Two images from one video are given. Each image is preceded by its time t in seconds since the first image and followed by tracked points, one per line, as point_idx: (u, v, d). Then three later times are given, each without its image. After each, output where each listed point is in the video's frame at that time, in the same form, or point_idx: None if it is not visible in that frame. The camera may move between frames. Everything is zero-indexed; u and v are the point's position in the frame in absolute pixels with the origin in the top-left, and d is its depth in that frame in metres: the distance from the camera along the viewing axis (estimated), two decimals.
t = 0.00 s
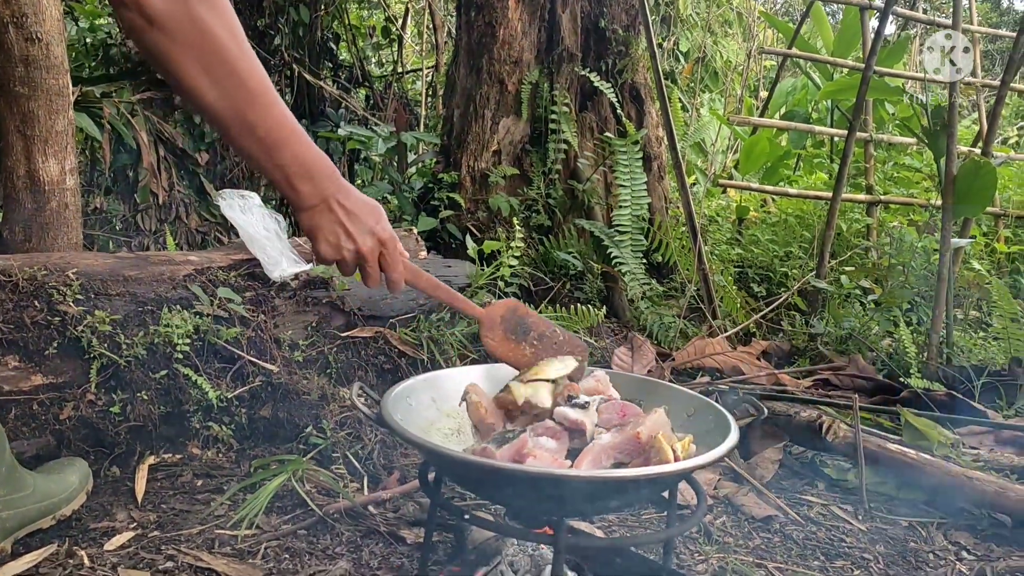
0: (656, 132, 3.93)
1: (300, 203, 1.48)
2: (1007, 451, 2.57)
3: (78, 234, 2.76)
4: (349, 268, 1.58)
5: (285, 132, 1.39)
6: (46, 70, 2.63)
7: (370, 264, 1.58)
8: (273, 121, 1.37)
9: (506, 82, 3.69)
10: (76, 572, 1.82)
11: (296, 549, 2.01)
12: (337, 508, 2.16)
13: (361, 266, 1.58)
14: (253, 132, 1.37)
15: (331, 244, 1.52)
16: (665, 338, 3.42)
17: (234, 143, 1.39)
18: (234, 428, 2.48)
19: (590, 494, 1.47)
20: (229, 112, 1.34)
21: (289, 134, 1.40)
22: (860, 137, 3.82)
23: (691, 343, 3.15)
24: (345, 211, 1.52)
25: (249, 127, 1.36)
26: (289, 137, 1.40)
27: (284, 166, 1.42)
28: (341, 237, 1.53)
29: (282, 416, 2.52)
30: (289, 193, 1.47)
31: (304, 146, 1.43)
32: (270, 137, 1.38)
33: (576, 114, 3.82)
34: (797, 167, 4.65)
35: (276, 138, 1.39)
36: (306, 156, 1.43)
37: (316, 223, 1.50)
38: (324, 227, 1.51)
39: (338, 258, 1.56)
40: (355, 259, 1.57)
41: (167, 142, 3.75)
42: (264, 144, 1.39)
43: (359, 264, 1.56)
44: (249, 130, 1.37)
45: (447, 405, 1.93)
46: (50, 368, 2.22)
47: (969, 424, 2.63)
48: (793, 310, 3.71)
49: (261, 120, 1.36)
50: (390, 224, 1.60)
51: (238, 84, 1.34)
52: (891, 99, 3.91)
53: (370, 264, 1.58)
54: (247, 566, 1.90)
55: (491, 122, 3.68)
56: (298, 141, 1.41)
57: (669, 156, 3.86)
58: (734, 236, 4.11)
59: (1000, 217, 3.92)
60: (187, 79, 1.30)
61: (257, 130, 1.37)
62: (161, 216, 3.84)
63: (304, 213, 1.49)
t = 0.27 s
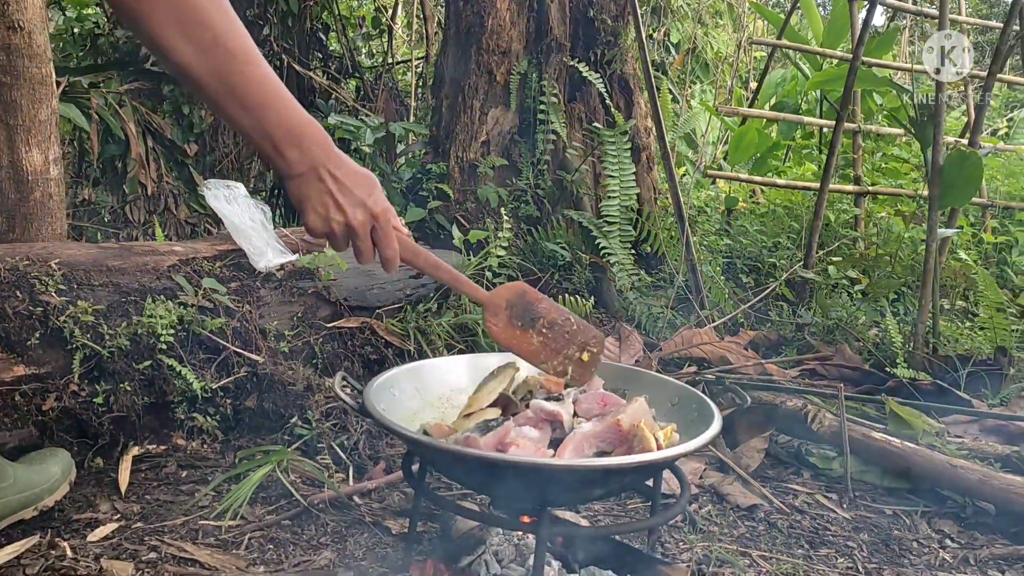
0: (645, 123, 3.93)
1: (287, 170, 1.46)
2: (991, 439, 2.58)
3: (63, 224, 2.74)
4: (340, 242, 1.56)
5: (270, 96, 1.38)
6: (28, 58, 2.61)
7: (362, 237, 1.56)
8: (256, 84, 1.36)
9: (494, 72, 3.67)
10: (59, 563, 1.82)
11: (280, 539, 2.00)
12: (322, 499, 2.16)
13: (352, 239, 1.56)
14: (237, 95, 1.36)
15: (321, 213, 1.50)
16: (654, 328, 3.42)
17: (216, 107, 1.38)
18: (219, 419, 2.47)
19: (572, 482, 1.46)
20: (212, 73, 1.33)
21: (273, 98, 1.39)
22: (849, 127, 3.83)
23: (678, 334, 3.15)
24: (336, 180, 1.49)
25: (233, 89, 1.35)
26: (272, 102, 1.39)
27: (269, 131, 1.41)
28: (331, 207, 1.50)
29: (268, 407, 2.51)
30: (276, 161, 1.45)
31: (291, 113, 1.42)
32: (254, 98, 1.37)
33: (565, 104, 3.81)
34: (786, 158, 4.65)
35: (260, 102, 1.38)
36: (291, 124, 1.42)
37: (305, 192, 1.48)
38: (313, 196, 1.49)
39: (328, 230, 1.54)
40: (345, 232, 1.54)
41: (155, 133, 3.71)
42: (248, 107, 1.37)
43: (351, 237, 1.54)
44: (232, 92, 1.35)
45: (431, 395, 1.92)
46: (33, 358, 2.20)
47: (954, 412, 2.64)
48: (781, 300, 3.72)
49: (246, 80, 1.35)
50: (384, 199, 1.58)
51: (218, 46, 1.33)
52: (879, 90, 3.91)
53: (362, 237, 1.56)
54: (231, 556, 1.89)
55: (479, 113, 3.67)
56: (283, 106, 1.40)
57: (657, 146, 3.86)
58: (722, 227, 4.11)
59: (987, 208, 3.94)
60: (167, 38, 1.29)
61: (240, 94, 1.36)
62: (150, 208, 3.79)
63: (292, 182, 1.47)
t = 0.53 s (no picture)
0: (627, 114, 3.93)
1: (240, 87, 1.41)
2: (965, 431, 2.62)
3: (37, 213, 2.70)
4: (298, 169, 1.47)
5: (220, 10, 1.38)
6: None
7: (323, 162, 1.48)
8: None
9: (476, 62, 3.66)
10: (30, 556, 1.79)
11: (256, 531, 1.99)
12: (298, 490, 2.15)
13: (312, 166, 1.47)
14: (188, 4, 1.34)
15: (279, 131, 1.42)
16: (634, 321, 3.43)
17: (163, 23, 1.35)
18: (196, 410, 2.45)
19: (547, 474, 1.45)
20: None
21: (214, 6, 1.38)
22: (829, 121, 3.85)
23: (658, 325, 3.16)
24: (293, 101, 1.46)
25: None
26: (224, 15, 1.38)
27: (221, 45, 1.38)
28: (290, 122, 1.43)
29: (245, 398, 2.50)
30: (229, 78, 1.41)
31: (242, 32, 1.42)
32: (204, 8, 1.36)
33: (547, 95, 3.80)
34: (767, 151, 4.67)
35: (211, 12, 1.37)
36: (244, 42, 1.41)
37: (260, 108, 1.42)
38: (270, 109, 1.42)
39: (285, 155, 1.45)
40: (305, 157, 1.46)
41: (135, 121, 3.59)
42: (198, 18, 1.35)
43: (311, 160, 1.45)
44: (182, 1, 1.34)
45: (408, 386, 1.91)
46: (6, 348, 2.17)
47: (929, 404, 2.67)
48: (761, 292, 3.74)
49: None
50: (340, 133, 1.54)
51: None
52: (860, 84, 3.94)
53: (322, 162, 1.47)
54: (206, 548, 1.88)
55: (461, 103, 3.65)
56: (235, 21, 1.40)
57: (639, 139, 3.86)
58: (703, 220, 4.13)
59: (964, 201, 3.98)
60: None
61: None
62: (129, 197, 3.70)
63: (247, 99, 1.42)
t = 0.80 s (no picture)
0: (620, 113, 3.93)
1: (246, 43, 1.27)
2: (953, 431, 2.63)
3: (27, 210, 2.68)
4: (285, 137, 1.28)
5: None
6: None
7: (310, 141, 1.30)
8: None
9: (470, 60, 3.65)
10: (17, 554, 1.79)
11: (245, 529, 1.99)
12: (287, 489, 2.15)
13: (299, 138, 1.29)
14: None
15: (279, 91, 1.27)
16: (626, 319, 3.44)
17: None
18: (185, 407, 2.45)
19: (534, 474, 1.44)
20: None
21: None
22: (822, 121, 3.86)
23: (649, 324, 3.16)
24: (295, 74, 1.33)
25: None
26: None
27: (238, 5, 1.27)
28: (290, 88, 1.28)
29: (234, 396, 2.49)
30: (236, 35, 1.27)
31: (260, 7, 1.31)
32: None
33: (540, 94, 3.80)
34: (760, 150, 4.68)
35: None
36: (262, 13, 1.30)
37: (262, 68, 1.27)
38: (276, 71, 1.28)
39: (274, 119, 1.27)
40: (294, 129, 1.28)
41: (127, 117, 3.55)
42: None
43: (302, 128, 1.27)
44: None
45: (397, 385, 1.92)
46: None
47: (918, 404, 2.68)
48: (752, 291, 3.75)
49: None
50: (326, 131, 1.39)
51: None
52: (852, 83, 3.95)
53: (311, 140, 1.30)
54: (194, 546, 1.88)
55: (454, 101, 3.65)
56: None
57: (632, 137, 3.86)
58: (696, 219, 4.14)
59: (955, 202, 4.00)
60: None
61: None
62: (122, 193, 3.65)
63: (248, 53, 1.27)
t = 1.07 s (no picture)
0: (615, 111, 3.93)
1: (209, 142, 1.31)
2: (946, 429, 2.64)
3: (19, 209, 2.66)
4: (256, 227, 1.30)
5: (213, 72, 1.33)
6: None
7: (281, 222, 1.32)
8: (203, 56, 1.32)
9: (464, 58, 3.64)
10: (10, 554, 1.78)
11: (239, 529, 1.98)
12: (282, 488, 2.14)
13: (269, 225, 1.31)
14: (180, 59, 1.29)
15: (241, 184, 1.29)
16: (620, 317, 3.45)
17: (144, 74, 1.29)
18: (179, 406, 2.44)
19: (528, 475, 1.44)
20: (149, 27, 1.26)
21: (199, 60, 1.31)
22: (816, 119, 3.87)
23: (643, 322, 3.17)
24: (262, 165, 1.35)
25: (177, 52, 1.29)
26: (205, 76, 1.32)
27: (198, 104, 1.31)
28: (256, 181, 1.30)
29: (229, 395, 2.49)
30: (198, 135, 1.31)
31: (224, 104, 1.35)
32: (194, 74, 1.30)
33: (535, 91, 3.79)
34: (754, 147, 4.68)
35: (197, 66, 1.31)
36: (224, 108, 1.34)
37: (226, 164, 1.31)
38: (241, 166, 1.31)
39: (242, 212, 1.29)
40: (263, 218, 1.30)
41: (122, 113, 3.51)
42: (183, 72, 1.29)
43: (269, 215, 1.30)
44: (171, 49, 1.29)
45: (391, 384, 1.90)
46: None
47: (911, 402, 2.69)
48: (747, 289, 3.76)
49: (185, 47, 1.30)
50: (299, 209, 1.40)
51: None
52: (847, 81, 3.95)
53: (281, 221, 1.32)
54: (188, 546, 1.87)
55: (449, 99, 3.64)
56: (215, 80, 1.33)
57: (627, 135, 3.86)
58: (691, 216, 4.14)
59: (949, 200, 4.01)
60: None
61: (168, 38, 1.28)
62: (115, 190, 3.64)
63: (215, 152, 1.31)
